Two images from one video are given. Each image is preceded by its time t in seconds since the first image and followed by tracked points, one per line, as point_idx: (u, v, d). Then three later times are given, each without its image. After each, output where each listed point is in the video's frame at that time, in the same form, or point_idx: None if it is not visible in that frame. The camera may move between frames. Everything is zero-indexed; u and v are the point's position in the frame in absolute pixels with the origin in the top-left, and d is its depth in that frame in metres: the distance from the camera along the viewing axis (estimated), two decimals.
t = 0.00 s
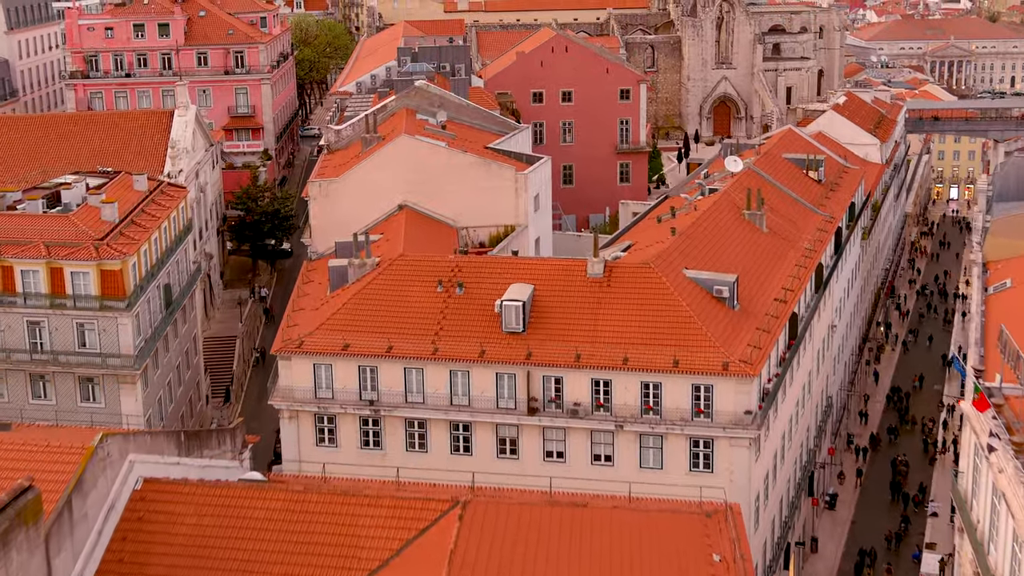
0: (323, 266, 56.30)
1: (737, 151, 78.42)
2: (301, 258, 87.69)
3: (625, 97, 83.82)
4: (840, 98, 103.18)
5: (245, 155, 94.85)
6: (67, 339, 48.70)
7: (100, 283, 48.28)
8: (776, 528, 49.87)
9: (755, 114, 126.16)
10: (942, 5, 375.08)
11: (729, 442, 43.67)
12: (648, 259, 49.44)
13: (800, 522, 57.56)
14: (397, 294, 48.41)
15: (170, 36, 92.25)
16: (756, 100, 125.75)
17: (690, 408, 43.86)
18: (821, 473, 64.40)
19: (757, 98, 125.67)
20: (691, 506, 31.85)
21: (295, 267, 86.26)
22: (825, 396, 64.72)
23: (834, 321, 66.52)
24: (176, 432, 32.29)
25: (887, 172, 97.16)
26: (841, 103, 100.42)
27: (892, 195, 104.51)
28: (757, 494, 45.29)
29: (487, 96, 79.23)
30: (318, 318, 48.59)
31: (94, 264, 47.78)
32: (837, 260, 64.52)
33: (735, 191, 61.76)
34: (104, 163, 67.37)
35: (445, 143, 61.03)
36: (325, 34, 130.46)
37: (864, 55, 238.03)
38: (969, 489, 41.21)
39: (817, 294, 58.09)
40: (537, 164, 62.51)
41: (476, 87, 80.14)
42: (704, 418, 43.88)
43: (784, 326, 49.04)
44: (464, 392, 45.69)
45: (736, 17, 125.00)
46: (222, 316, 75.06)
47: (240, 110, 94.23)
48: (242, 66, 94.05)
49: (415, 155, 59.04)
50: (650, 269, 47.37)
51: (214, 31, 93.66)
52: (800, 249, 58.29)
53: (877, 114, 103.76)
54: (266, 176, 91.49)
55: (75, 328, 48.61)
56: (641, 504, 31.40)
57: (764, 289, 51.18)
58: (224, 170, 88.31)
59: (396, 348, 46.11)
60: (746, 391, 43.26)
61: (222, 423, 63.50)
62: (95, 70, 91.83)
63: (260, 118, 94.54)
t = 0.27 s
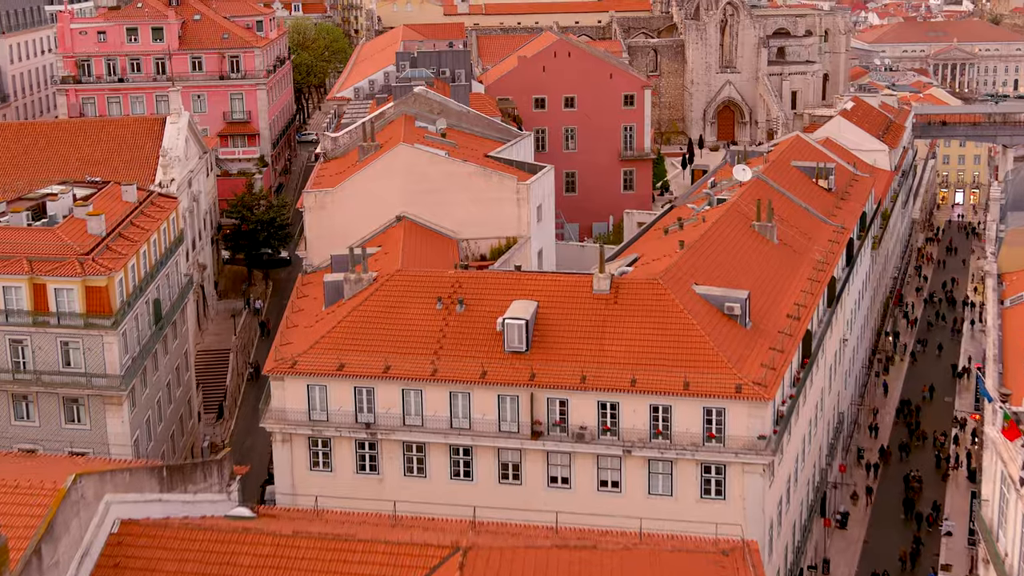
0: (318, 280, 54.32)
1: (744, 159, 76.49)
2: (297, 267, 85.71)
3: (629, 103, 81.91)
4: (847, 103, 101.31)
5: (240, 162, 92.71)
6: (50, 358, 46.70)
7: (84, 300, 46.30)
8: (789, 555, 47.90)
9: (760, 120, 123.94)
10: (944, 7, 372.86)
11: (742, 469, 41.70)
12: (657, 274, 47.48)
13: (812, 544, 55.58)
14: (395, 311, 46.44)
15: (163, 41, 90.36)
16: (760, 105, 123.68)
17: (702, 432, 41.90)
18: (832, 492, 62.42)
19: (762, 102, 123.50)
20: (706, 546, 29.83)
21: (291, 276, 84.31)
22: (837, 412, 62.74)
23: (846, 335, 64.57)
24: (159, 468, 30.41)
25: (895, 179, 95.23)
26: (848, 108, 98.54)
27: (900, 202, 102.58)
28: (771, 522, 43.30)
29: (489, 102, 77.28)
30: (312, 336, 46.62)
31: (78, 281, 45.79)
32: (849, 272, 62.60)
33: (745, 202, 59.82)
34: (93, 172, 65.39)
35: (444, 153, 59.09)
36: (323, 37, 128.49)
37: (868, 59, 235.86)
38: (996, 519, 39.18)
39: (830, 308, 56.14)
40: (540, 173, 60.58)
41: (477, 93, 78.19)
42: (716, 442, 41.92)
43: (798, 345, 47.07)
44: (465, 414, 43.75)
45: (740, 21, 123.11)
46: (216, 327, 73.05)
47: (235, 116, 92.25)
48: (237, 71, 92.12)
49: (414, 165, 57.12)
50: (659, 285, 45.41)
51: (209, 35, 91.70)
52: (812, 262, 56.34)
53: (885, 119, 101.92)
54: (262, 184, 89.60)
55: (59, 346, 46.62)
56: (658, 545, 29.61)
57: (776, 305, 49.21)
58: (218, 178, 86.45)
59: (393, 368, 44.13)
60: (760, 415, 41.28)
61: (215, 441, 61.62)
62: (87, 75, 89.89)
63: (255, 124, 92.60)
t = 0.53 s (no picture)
0: (313, 294, 52.36)
1: (752, 166, 74.55)
2: (293, 277, 83.78)
3: (633, 109, 79.97)
4: (856, 108, 99.46)
5: (235, 169, 89.54)
6: (32, 378, 44.70)
7: (68, 318, 44.31)
8: None
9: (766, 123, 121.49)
10: (947, 9, 370.58)
11: (757, 497, 39.76)
12: (665, 289, 45.52)
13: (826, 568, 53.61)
14: (392, 329, 44.46)
15: (157, 45, 88.46)
16: (765, 109, 121.68)
17: (715, 457, 39.96)
18: (844, 511, 60.51)
19: (767, 107, 121.44)
20: None
21: (286, 286, 82.43)
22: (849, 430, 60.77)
23: (858, 349, 62.64)
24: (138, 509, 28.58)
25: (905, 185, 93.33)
26: (856, 113, 96.68)
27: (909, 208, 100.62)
28: (786, 551, 41.36)
29: (490, 108, 75.38)
30: (306, 355, 44.64)
31: (61, 297, 43.79)
32: (862, 285, 60.66)
33: (754, 213, 57.87)
34: (82, 182, 63.40)
35: (444, 161, 57.15)
36: (320, 41, 126.62)
37: (870, 61, 233.77)
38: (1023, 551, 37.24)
39: (843, 323, 54.21)
40: (544, 181, 58.64)
41: (478, 99, 76.28)
42: (729, 469, 39.94)
43: (813, 364, 45.11)
44: (466, 438, 41.83)
45: (745, 24, 121.26)
46: (209, 340, 71.07)
47: (231, 122, 90.39)
48: (232, 76, 90.14)
49: (412, 175, 55.20)
50: (668, 302, 43.46)
51: (203, 39, 89.75)
52: (825, 275, 54.41)
53: (894, 124, 100.12)
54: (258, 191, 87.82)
55: (42, 366, 44.65)
56: None
57: (789, 322, 47.26)
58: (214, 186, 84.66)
59: (391, 391, 42.15)
60: (776, 440, 39.34)
61: (207, 458, 59.74)
62: (78, 80, 87.78)
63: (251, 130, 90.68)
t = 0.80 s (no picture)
0: (309, 310, 50.50)
1: (761, 173, 72.69)
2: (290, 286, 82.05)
3: (638, 115, 78.01)
4: (864, 114, 97.59)
5: (232, 176, 89.21)
6: (13, 400, 42.76)
7: (51, 337, 42.38)
8: None
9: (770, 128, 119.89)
10: (949, 11, 368.84)
11: (773, 527, 37.82)
12: (675, 307, 43.56)
13: None
14: (390, 348, 42.51)
15: (151, 49, 86.60)
16: (770, 113, 119.89)
17: (729, 486, 38.02)
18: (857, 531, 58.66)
19: (772, 111, 119.62)
20: None
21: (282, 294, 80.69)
22: (862, 447, 58.92)
23: (871, 363, 60.75)
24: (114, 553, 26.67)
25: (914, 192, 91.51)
26: (865, 118, 94.86)
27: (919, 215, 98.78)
28: None
29: (491, 114, 73.51)
30: (299, 376, 42.70)
31: (42, 316, 41.84)
32: (875, 298, 58.79)
33: (765, 224, 55.96)
34: (70, 192, 61.48)
35: (444, 171, 55.24)
36: (318, 44, 124.83)
37: (873, 64, 232.09)
38: None
39: (858, 338, 52.33)
40: (548, 191, 56.74)
41: (479, 105, 74.43)
42: (743, 498, 38.00)
43: (830, 385, 43.20)
44: (466, 465, 39.91)
45: (750, 27, 119.15)
46: (202, 352, 69.16)
47: (226, 127, 88.29)
48: (228, 81, 88.20)
49: (411, 186, 53.29)
50: (679, 321, 41.53)
51: (198, 43, 87.81)
52: (839, 289, 52.52)
53: (903, 129, 98.28)
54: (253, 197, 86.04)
55: (23, 388, 42.71)
56: None
57: (804, 340, 45.33)
58: (208, 194, 82.97)
59: (388, 415, 40.21)
60: (794, 468, 37.37)
61: (199, 478, 57.89)
62: (70, 85, 85.92)
63: (247, 136, 88.97)
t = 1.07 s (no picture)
0: (303, 327, 48.56)
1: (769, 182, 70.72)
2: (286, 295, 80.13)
3: (642, 121, 76.03)
4: (873, 119, 95.58)
5: (226, 182, 87.15)
6: None
7: (31, 358, 40.44)
8: None
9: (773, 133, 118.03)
10: (951, 13, 366.49)
11: (790, 561, 35.88)
12: (685, 325, 41.56)
13: None
14: (386, 370, 40.54)
15: (144, 53, 84.47)
16: (775, 117, 117.77)
17: (744, 517, 36.09)
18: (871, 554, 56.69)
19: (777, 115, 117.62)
20: None
21: (278, 305, 78.80)
22: (876, 467, 56.95)
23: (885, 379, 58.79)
24: None
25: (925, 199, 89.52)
26: (874, 124, 92.86)
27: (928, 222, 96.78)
28: None
29: (492, 120, 71.57)
30: (291, 399, 40.73)
31: (22, 336, 39.87)
32: (889, 312, 56.84)
33: (777, 236, 53.97)
34: (56, 202, 59.51)
35: (443, 181, 53.29)
36: (316, 47, 122.90)
37: (877, 66, 230.05)
38: None
39: (873, 356, 50.35)
40: (552, 201, 54.74)
41: (479, 112, 72.52)
42: (759, 530, 36.08)
43: (848, 408, 41.22)
44: (467, 493, 37.97)
45: (754, 30, 117.50)
46: (195, 366, 67.19)
47: (221, 133, 86.57)
48: (223, 86, 86.27)
49: (409, 197, 51.35)
50: (691, 341, 39.54)
51: (192, 47, 85.84)
52: (854, 304, 50.55)
53: (912, 135, 96.29)
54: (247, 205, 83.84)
55: (2, 411, 40.73)
56: None
57: (820, 360, 43.35)
58: (202, 202, 80.98)
59: (385, 441, 38.26)
60: (813, 499, 35.40)
61: (190, 498, 55.96)
62: (61, 90, 83.94)
63: (242, 142, 87.19)
